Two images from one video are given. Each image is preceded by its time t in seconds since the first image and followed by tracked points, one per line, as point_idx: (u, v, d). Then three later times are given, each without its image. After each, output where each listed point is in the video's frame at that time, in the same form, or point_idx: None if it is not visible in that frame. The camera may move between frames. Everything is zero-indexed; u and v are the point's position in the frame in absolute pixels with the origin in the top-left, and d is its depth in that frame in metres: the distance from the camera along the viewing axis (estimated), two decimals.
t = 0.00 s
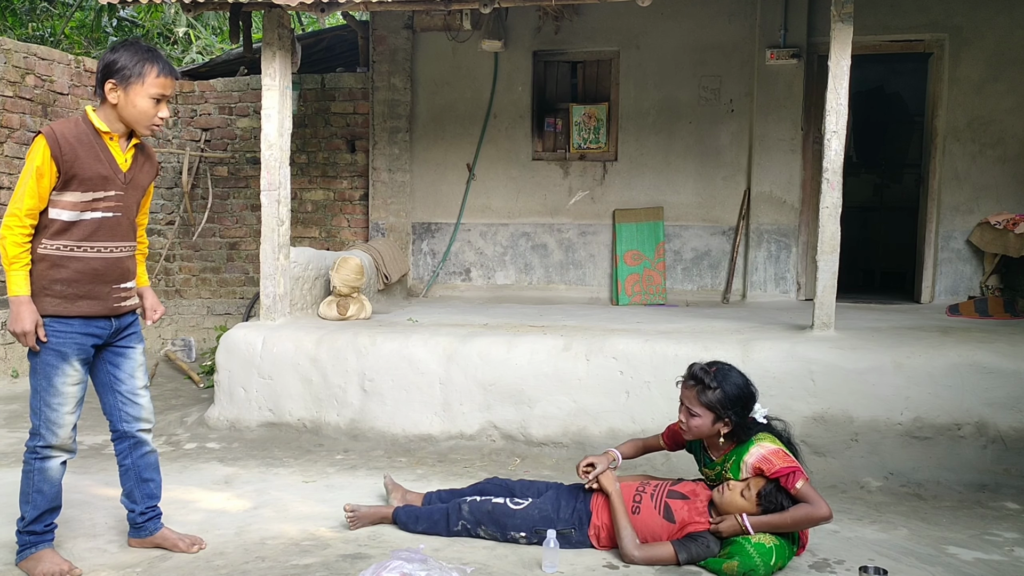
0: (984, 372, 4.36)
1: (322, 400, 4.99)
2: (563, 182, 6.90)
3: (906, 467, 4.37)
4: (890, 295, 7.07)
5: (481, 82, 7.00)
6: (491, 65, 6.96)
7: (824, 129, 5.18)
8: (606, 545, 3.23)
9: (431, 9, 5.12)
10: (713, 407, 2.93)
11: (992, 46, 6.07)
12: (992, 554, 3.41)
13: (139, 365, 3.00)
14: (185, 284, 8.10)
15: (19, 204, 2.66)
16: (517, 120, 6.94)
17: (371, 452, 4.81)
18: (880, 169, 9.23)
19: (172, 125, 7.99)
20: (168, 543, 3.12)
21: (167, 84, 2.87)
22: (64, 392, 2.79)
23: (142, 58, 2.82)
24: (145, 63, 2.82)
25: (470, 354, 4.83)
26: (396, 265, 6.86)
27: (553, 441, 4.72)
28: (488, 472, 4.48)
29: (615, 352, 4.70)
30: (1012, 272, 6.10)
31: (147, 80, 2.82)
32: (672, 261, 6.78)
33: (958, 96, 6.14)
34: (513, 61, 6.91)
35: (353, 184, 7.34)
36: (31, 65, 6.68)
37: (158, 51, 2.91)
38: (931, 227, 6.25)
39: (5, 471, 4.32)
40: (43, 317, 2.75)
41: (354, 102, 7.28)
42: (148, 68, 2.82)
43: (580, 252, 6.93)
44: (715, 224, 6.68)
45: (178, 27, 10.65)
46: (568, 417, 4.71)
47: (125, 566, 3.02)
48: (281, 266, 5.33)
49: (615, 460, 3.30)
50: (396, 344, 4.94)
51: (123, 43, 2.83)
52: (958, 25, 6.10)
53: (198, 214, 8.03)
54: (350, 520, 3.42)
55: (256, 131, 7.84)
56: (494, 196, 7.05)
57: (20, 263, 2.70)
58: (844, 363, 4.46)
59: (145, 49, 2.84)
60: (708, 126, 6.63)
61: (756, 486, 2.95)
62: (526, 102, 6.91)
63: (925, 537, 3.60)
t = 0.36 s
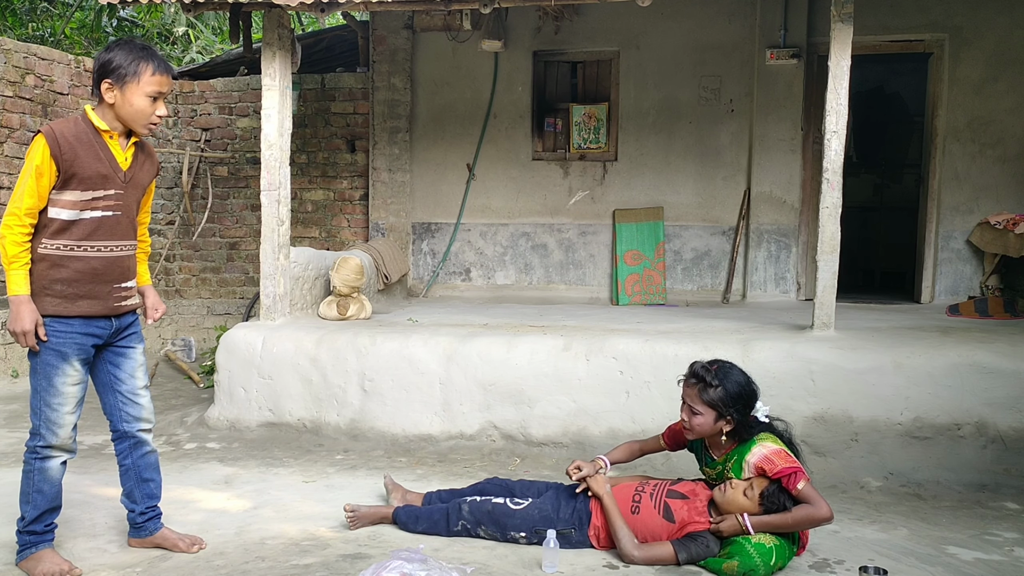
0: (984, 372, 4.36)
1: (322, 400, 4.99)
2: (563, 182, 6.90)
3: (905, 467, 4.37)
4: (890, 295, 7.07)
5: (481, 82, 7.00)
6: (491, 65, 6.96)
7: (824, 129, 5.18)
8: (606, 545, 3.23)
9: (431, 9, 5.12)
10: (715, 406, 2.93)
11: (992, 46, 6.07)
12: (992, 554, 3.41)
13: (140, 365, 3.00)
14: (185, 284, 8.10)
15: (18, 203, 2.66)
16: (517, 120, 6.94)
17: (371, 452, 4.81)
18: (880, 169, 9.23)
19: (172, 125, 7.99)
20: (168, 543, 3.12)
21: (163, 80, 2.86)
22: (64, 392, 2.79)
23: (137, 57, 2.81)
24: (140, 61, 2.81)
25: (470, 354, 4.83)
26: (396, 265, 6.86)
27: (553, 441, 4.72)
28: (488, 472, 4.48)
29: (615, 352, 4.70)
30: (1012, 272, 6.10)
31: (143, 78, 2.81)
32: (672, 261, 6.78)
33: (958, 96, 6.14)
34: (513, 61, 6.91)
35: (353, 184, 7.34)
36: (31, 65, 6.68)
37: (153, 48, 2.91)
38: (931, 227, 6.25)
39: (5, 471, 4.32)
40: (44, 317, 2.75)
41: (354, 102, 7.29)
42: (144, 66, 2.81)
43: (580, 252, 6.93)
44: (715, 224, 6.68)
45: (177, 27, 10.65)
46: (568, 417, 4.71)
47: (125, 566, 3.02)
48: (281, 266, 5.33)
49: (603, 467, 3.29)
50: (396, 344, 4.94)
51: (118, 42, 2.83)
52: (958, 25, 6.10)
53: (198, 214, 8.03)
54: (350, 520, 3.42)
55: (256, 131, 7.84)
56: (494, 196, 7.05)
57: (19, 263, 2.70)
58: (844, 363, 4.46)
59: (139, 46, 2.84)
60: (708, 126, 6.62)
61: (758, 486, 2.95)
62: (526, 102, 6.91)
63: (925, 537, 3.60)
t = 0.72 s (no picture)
0: (984, 372, 4.36)
1: (322, 400, 4.99)
2: (563, 182, 6.90)
3: (905, 467, 4.37)
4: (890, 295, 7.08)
5: (481, 82, 7.00)
6: (491, 65, 6.96)
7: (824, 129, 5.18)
8: (606, 545, 3.23)
9: (431, 9, 5.12)
10: (719, 400, 2.94)
11: (992, 46, 6.07)
12: (992, 554, 3.41)
13: (139, 365, 3.00)
14: (185, 284, 8.10)
15: (20, 201, 2.66)
16: (517, 120, 6.94)
17: (371, 452, 4.82)
18: (880, 170, 9.23)
19: (172, 125, 7.99)
20: (168, 543, 3.12)
21: (153, 74, 2.85)
22: (64, 391, 2.78)
23: (122, 56, 2.79)
24: (125, 60, 2.80)
25: (470, 354, 4.83)
26: (396, 265, 6.86)
27: (553, 441, 4.72)
28: (488, 472, 4.48)
29: (615, 352, 4.70)
30: (1012, 272, 6.10)
31: (134, 76, 2.80)
32: (672, 261, 6.78)
33: (958, 96, 6.14)
34: (513, 61, 6.91)
35: (353, 184, 7.34)
36: (31, 65, 6.67)
37: (134, 42, 2.88)
38: (930, 227, 6.25)
39: (5, 471, 4.32)
40: (43, 316, 2.75)
41: (354, 102, 7.29)
42: (131, 64, 2.80)
43: (580, 252, 6.93)
44: (715, 224, 6.68)
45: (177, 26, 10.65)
46: (568, 417, 4.71)
47: (125, 566, 3.02)
48: (281, 267, 5.33)
49: (609, 461, 3.29)
50: (396, 344, 4.94)
51: (98, 46, 2.80)
52: (958, 25, 6.10)
53: (198, 214, 8.02)
54: (351, 520, 3.42)
55: (256, 131, 7.84)
56: (494, 196, 7.05)
57: (20, 261, 2.69)
58: (844, 363, 4.46)
59: (120, 45, 2.81)
60: (708, 126, 6.63)
61: (756, 484, 2.95)
62: (526, 102, 6.91)
63: (925, 537, 3.60)
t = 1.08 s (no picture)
0: (983, 372, 4.36)
1: (322, 400, 4.99)
2: (563, 182, 6.90)
3: (905, 467, 4.37)
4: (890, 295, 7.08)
5: (481, 82, 7.00)
6: (491, 65, 6.96)
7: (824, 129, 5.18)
8: (606, 545, 3.23)
9: (431, 9, 5.12)
10: (714, 397, 2.94)
11: (992, 46, 6.07)
12: (992, 554, 3.41)
13: (149, 364, 2.99)
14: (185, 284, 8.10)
15: (25, 203, 2.67)
16: (517, 120, 6.94)
17: (371, 451, 4.81)
18: (880, 170, 9.23)
19: (172, 125, 7.99)
20: (168, 543, 3.11)
21: (156, 70, 2.84)
22: (69, 390, 2.79)
23: (126, 51, 2.80)
24: (128, 55, 2.80)
25: (470, 354, 4.83)
26: (396, 265, 6.86)
27: (553, 441, 4.72)
28: (488, 472, 4.48)
29: (614, 352, 4.70)
30: (1012, 271, 6.10)
31: (135, 70, 2.80)
32: (672, 261, 6.78)
33: (958, 96, 6.14)
34: (514, 62, 6.91)
35: (353, 184, 7.34)
36: (31, 66, 6.67)
37: (143, 41, 2.88)
38: (930, 227, 6.26)
39: (5, 471, 4.32)
40: (47, 315, 2.76)
41: (354, 102, 7.29)
42: (133, 58, 2.79)
43: (580, 252, 6.93)
44: (715, 224, 6.69)
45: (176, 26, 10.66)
46: (568, 417, 4.71)
47: (125, 566, 3.02)
48: (281, 266, 5.33)
49: (594, 471, 3.32)
50: (396, 344, 4.94)
51: (107, 40, 2.83)
52: (958, 25, 6.10)
53: (198, 214, 8.02)
54: (350, 520, 3.42)
55: (256, 131, 7.84)
56: (494, 196, 7.05)
57: (24, 261, 2.70)
58: (845, 363, 4.46)
59: (127, 41, 2.82)
60: (707, 126, 6.63)
61: (753, 483, 2.92)
62: (526, 102, 6.91)
63: (926, 537, 3.60)
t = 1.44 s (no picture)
0: (983, 372, 4.36)
1: (322, 400, 4.99)
2: (563, 182, 6.90)
3: (905, 467, 4.37)
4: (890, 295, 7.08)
5: (481, 82, 7.00)
6: (491, 65, 6.96)
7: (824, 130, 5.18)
8: (606, 545, 3.23)
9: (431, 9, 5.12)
10: (715, 403, 2.94)
11: (992, 46, 6.07)
12: (992, 554, 3.41)
13: (148, 365, 2.97)
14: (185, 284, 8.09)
15: (26, 202, 2.74)
16: (517, 120, 6.94)
17: (371, 451, 4.81)
18: (880, 169, 9.23)
19: (172, 125, 7.98)
20: (167, 544, 3.11)
21: (108, 60, 2.75)
22: (62, 388, 2.79)
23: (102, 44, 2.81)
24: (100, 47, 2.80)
25: (470, 354, 4.83)
26: (396, 265, 6.85)
27: (553, 441, 4.72)
28: (488, 472, 4.48)
29: (614, 352, 4.70)
30: (1012, 272, 6.10)
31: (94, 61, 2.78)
32: (672, 261, 6.78)
33: (958, 96, 6.14)
34: (513, 61, 6.91)
35: (353, 184, 7.34)
36: (31, 66, 6.67)
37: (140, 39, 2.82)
38: (930, 227, 6.25)
39: (5, 471, 4.32)
40: (45, 313, 2.78)
41: (354, 102, 7.29)
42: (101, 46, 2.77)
43: (580, 252, 6.93)
44: (715, 224, 6.68)
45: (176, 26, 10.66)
46: (568, 417, 4.71)
47: (125, 566, 3.02)
48: (281, 266, 5.33)
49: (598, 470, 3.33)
50: (396, 344, 4.94)
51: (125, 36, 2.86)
52: (958, 25, 6.10)
53: (198, 214, 8.02)
54: (350, 520, 3.42)
55: (256, 131, 7.84)
56: (494, 196, 7.05)
57: (24, 259, 2.72)
58: (845, 363, 4.46)
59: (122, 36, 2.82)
60: (708, 126, 6.63)
61: (753, 484, 2.93)
62: (526, 102, 6.91)
63: (926, 537, 3.60)
